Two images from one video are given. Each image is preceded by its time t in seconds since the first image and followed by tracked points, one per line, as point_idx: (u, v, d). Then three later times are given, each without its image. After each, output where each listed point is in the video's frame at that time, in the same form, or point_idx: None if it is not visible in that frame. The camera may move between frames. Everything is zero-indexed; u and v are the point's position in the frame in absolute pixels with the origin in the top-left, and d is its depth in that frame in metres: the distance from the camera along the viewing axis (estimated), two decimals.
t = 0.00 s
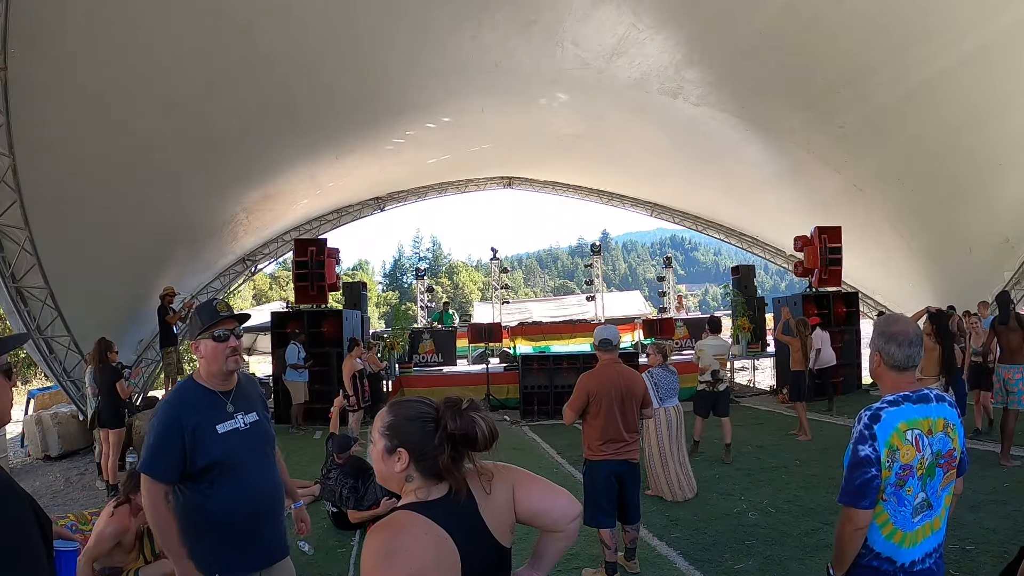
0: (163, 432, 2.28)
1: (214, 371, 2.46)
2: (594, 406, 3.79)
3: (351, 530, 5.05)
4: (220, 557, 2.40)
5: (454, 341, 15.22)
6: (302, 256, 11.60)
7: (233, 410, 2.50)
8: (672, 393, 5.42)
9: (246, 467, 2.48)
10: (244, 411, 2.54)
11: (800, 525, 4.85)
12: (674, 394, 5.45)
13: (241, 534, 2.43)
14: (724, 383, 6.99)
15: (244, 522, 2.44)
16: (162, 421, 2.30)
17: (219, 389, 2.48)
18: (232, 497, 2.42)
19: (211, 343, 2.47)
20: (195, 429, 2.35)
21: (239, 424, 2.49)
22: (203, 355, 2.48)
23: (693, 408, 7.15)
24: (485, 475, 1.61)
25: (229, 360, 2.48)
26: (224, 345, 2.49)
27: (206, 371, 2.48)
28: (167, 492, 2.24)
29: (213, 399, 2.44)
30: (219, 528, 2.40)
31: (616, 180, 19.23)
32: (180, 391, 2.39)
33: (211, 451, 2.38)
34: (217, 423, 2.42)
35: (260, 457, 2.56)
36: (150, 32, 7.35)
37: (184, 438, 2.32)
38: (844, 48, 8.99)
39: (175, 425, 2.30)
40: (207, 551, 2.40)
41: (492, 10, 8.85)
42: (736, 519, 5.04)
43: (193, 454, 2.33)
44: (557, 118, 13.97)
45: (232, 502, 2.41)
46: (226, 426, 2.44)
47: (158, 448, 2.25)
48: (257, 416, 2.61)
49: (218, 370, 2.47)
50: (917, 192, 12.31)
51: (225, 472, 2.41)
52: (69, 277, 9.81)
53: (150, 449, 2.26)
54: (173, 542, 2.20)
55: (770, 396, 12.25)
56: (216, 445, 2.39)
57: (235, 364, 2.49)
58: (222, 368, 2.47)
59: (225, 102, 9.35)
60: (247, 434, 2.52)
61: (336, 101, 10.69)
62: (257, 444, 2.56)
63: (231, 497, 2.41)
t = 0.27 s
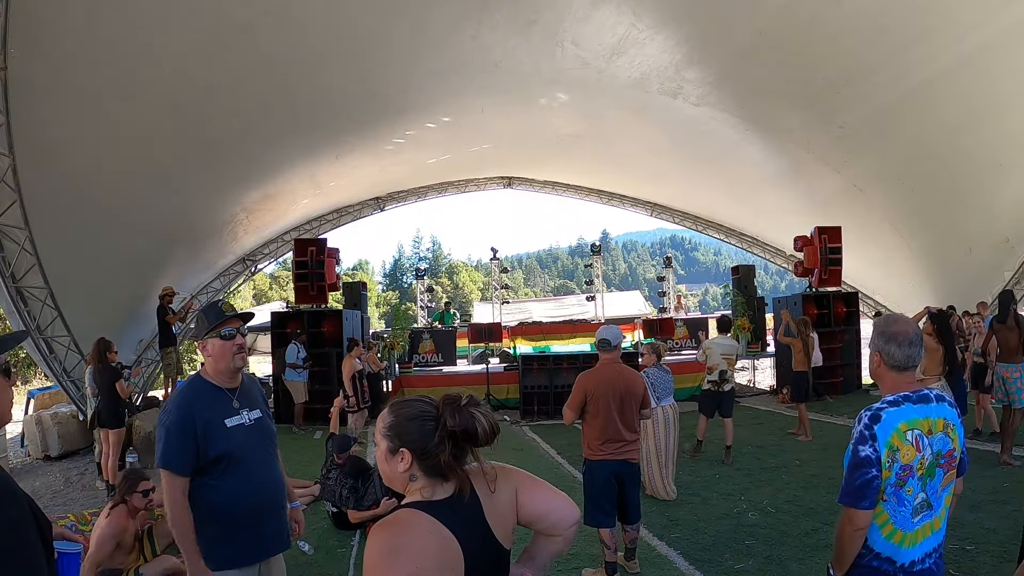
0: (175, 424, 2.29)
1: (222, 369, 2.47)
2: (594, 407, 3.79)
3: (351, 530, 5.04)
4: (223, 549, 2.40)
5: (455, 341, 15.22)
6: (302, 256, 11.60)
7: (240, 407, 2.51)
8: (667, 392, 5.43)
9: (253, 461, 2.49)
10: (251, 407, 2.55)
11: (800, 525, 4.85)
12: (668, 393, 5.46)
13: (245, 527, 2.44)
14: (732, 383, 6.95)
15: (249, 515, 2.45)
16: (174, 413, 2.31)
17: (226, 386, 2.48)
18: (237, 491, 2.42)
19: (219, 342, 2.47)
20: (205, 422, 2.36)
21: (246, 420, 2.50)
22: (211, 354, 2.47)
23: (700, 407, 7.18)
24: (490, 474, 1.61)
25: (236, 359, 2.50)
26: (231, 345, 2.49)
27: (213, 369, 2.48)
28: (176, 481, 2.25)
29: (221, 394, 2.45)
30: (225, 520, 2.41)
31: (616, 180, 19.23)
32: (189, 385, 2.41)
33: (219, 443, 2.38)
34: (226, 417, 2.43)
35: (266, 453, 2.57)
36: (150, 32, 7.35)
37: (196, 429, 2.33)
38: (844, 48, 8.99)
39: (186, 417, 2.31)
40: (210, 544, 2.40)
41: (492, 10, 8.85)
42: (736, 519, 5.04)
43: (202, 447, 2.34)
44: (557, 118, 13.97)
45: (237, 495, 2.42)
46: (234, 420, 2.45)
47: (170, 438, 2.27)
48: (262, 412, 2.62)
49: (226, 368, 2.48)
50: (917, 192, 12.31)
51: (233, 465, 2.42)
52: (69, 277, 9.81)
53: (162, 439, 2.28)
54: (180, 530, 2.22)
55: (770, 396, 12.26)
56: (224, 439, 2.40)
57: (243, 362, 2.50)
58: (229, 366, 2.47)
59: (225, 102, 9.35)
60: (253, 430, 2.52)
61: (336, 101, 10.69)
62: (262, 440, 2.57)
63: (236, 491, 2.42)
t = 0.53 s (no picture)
0: (176, 417, 2.30)
1: (225, 367, 2.47)
2: (594, 407, 3.79)
3: (351, 530, 5.03)
4: (223, 543, 2.40)
5: (454, 341, 15.22)
6: (302, 256, 11.60)
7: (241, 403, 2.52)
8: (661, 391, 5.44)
9: (254, 456, 2.49)
10: (251, 403, 2.56)
11: (800, 525, 4.85)
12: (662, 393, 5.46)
13: (245, 521, 2.44)
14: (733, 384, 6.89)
15: (249, 509, 2.45)
16: (177, 407, 2.32)
17: (227, 383, 2.49)
18: (238, 484, 2.43)
19: (222, 341, 2.48)
20: (207, 416, 2.36)
21: (247, 416, 2.51)
22: (213, 352, 2.48)
23: (701, 407, 7.18)
24: (495, 473, 1.61)
25: (239, 358, 2.51)
26: (234, 344, 2.50)
27: (215, 366, 2.48)
28: (178, 473, 2.25)
29: (223, 390, 2.45)
30: (225, 514, 2.41)
31: (616, 180, 19.22)
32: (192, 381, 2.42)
33: (221, 437, 2.39)
34: (228, 412, 2.44)
35: (266, 448, 2.58)
36: (150, 32, 7.35)
37: (198, 422, 2.33)
38: (844, 48, 8.99)
39: (189, 410, 2.32)
40: (210, 538, 2.40)
41: (492, 10, 8.85)
42: (736, 519, 5.04)
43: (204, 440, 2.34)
44: (557, 118, 13.97)
45: (238, 488, 2.43)
46: (235, 415, 2.46)
47: (172, 431, 2.27)
48: (262, 409, 2.62)
49: (230, 367, 2.49)
50: (917, 192, 12.30)
51: (234, 459, 2.43)
52: (68, 277, 9.81)
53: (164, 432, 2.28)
54: (180, 522, 2.21)
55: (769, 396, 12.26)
56: (226, 433, 2.41)
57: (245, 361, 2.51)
58: (232, 364, 2.48)
59: (224, 102, 9.35)
60: (254, 426, 2.53)
61: (336, 101, 10.69)
62: (262, 436, 2.58)
63: (237, 484, 2.42)
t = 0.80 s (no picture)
0: (174, 411, 2.32)
1: (225, 365, 2.49)
2: (594, 407, 3.79)
3: (351, 530, 5.04)
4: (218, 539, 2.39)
5: (454, 341, 15.23)
6: (302, 256, 11.61)
7: (239, 400, 2.53)
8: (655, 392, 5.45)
9: (251, 453, 2.49)
10: (249, 402, 2.57)
11: (800, 525, 4.85)
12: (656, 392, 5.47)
13: (241, 518, 2.43)
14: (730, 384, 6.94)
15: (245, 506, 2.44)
16: (175, 401, 2.34)
17: (227, 380, 2.50)
18: (234, 480, 2.42)
19: (223, 339, 2.50)
20: (205, 411, 2.38)
21: (244, 413, 2.52)
22: (214, 349, 2.50)
23: (697, 408, 7.16)
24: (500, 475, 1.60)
25: (239, 355, 2.53)
26: (235, 341, 2.52)
27: (215, 364, 2.50)
28: (173, 466, 2.27)
29: (220, 387, 2.47)
30: (221, 511, 2.40)
31: (616, 180, 19.23)
32: (193, 377, 2.44)
33: (218, 433, 2.40)
34: (226, 408, 2.45)
35: (265, 446, 2.57)
36: (150, 32, 7.35)
37: (196, 417, 2.35)
38: (844, 48, 8.99)
39: (187, 405, 2.34)
40: (206, 534, 2.39)
41: (492, 10, 8.85)
42: (736, 519, 5.04)
43: (200, 436, 2.35)
44: (557, 118, 13.98)
45: (234, 484, 2.42)
46: (232, 411, 2.47)
47: (170, 424, 2.30)
48: (260, 408, 2.63)
49: (230, 365, 2.50)
50: (917, 192, 12.31)
51: (231, 454, 2.43)
52: (68, 277, 9.81)
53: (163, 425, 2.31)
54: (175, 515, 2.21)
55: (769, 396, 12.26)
56: (223, 428, 2.42)
57: (245, 358, 2.53)
58: (232, 361, 2.50)
59: (224, 102, 9.34)
60: (252, 423, 2.54)
61: (336, 101, 10.69)
62: (260, 433, 2.58)
63: (234, 481, 2.42)
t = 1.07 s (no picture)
0: (171, 408, 2.33)
1: (223, 364, 2.51)
2: (594, 408, 3.79)
3: (351, 530, 5.03)
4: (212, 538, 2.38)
5: (455, 341, 15.24)
6: (302, 256, 11.60)
7: (236, 399, 2.55)
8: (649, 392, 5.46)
9: (248, 451, 2.50)
10: (245, 401, 2.59)
11: (800, 525, 4.85)
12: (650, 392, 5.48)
13: (236, 517, 2.42)
14: (719, 384, 6.98)
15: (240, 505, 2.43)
16: (173, 399, 2.35)
17: (224, 378, 2.53)
18: (230, 478, 2.42)
19: (223, 337, 2.53)
20: (201, 409, 2.39)
21: (241, 412, 2.53)
22: (213, 348, 2.53)
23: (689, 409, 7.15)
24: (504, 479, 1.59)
25: (237, 354, 2.55)
26: (235, 340, 2.56)
27: (214, 363, 2.53)
28: (168, 463, 2.28)
29: (217, 386, 2.49)
30: (217, 510, 2.40)
31: (616, 180, 19.23)
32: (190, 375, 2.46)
33: (215, 432, 2.41)
34: (222, 407, 2.46)
35: (261, 445, 2.57)
36: (150, 32, 7.35)
37: (192, 415, 2.36)
38: (844, 48, 8.99)
39: (183, 403, 2.35)
40: (201, 532, 2.39)
41: (491, 10, 8.85)
42: (735, 519, 5.04)
43: (197, 433, 2.36)
44: (557, 118, 13.98)
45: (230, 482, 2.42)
46: (229, 410, 2.48)
47: (166, 421, 2.31)
48: (256, 408, 2.65)
49: (229, 364, 2.53)
50: (917, 192, 12.31)
51: (227, 452, 2.43)
52: (68, 277, 9.81)
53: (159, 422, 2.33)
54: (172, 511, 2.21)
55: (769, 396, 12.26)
56: (219, 427, 2.43)
57: (243, 357, 2.56)
58: (231, 360, 2.52)
59: (224, 102, 9.34)
60: (248, 422, 2.55)
61: (336, 101, 10.69)
62: (256, 433, 2.59)
63: (229, 479, 2.42)
